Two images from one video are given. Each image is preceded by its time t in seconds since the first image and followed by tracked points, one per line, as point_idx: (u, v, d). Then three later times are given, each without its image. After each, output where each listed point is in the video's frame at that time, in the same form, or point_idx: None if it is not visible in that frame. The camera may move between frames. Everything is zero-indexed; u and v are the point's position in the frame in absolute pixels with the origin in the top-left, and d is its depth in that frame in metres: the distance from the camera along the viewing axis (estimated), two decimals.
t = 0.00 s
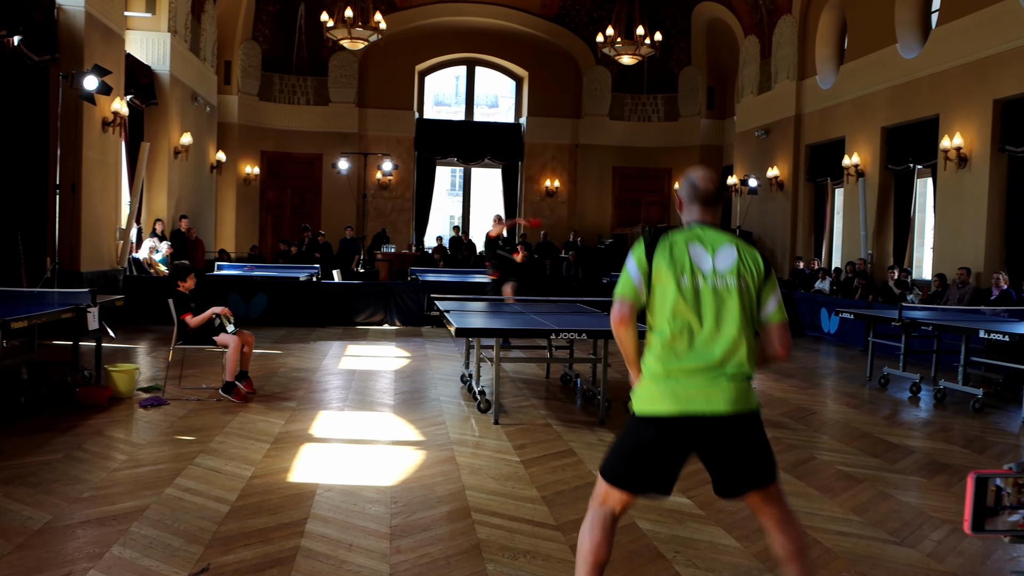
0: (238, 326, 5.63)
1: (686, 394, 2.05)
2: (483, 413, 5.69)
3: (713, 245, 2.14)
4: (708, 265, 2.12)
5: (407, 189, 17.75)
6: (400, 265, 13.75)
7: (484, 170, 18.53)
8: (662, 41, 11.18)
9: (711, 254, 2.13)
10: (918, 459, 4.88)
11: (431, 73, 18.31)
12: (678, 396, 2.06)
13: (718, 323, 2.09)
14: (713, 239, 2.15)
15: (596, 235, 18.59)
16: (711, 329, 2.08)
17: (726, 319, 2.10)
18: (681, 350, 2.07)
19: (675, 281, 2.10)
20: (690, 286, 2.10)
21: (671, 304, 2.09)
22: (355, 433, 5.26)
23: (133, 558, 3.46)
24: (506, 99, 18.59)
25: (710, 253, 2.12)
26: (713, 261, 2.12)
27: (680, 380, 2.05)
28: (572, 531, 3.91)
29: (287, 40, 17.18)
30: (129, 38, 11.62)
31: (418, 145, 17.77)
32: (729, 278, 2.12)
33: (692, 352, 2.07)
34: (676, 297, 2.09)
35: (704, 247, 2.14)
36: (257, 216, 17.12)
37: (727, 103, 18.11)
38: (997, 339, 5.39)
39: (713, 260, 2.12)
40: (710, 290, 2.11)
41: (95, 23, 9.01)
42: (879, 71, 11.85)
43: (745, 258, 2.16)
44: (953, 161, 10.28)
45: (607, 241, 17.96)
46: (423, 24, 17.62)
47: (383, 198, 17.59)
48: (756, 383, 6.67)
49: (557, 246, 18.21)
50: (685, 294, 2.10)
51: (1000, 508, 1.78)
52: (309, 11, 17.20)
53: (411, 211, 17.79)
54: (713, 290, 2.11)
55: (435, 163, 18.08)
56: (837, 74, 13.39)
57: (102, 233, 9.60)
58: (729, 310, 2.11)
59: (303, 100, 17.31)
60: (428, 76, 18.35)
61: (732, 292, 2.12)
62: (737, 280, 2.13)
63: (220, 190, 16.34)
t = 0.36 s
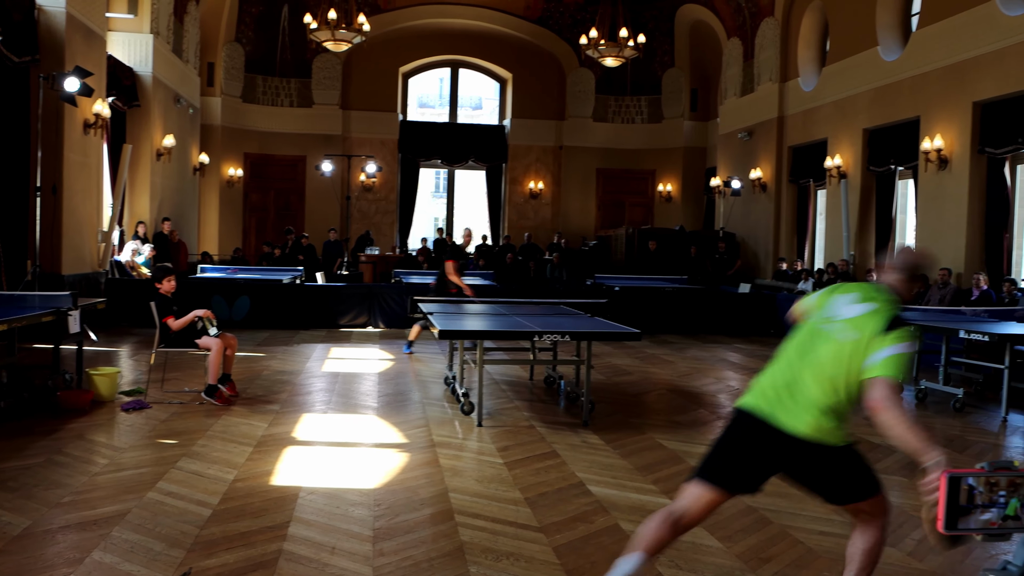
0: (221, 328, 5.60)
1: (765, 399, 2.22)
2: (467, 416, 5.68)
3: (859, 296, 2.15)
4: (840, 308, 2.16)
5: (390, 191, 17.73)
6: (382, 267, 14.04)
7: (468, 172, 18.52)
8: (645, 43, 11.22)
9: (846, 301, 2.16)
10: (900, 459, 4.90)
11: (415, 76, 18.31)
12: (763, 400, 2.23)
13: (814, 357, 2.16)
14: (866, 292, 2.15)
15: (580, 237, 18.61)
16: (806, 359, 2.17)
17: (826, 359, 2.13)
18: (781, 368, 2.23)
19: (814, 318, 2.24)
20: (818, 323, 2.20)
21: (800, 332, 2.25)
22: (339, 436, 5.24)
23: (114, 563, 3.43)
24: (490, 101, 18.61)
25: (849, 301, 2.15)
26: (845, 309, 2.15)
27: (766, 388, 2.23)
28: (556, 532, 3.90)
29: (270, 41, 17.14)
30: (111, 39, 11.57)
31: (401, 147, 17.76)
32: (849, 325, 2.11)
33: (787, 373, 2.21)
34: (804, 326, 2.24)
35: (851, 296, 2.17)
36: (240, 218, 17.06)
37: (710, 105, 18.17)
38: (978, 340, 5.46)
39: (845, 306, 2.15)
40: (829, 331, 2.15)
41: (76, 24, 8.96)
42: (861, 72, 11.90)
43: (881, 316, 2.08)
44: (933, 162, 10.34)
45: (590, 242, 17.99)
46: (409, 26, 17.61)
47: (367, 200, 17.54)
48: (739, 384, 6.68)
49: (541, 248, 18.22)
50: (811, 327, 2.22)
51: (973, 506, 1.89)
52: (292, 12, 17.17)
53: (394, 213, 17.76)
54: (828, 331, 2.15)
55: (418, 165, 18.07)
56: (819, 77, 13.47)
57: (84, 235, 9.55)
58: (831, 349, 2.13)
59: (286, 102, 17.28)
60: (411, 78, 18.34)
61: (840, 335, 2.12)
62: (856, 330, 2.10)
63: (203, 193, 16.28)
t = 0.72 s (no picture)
0: (186, 331, 5.54)
1: (913, 359, 2.69)
2: (435, 418, 5.66)
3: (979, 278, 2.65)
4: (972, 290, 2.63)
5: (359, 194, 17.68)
6: (351, 269, 13.73)
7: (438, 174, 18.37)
8: (613, 45, 11.27)
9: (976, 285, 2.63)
10: (865, 458, 4.95)
11: (384, 77, 18.19)
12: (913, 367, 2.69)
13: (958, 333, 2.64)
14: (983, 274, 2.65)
15: (549, 239, 18.66)
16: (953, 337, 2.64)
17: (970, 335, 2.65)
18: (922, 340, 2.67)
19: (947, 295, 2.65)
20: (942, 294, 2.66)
21: (930, 306, 2.67)
22: (306, 439, 5.20)
23: (73, 571, 3.37)
24: (460, 103, 18.51)
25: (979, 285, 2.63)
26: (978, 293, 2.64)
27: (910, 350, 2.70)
28: (523, 534, 3.89)
29: (238, 43, 17.04)
30: (75, 39, 11.44)
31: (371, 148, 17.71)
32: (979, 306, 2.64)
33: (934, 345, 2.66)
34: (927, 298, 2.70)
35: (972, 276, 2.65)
36: (208, 220, 16.92)
37: (680, 108, 18.32)
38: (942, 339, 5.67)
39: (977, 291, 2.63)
40: (965, 309, 2.64)
41: (38, 23, 8.86)
42: (827, 76, 12.02)
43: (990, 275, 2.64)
44: (898, 166, 10.47)
45: (559, 244, 18.04)
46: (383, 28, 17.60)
47: (336, 203, 17.44)
48: (706, 386, 6.71)
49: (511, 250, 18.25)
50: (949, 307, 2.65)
51: (924, 504, 2.59)
52: (261, 13, 17.10)
53: (364, 215, 17.70)
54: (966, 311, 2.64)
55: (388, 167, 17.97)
56: (786, 80, 13.62)
57: (46, 237, 9.43)
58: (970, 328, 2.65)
59: (255, 104, 17.19)
60: (381, 79, 18.19)
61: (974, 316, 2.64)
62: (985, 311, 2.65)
63: (170, 195, 16.12)
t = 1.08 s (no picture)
0: (133, 335, 5.47)
1: (1002, 428, 2.74)
2: (385, 420, 5.63)
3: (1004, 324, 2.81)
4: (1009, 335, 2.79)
5: (311, 195, 17.56)
6: (302, 272, 13.16)
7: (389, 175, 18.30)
8: (565, 47, 11.32)
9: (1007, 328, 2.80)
10: (812, 455, 5.02)
11: (336, 77, 18.12)
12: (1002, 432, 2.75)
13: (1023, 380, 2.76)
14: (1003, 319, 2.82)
15: (501, 240, 18.66)
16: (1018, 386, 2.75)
17: None
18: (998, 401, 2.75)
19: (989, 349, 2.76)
20: (1001, 352, 2.76)
21: (984, 364, 2.77)
22: (255, 443, 5.14)
23: None
24: (412, 104, 18.46)
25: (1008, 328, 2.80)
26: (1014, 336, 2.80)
27: (994, 418, 2.75)
28: (472, 536, 3.88)
29: (187, 41, 16.80)
30: (16, 35, 11.19)
31: (322, 149, 17.61)
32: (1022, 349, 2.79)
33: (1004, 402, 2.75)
34: (987, 362, 2.76)
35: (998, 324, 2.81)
36: (155, 221, 16.62)
37: (631, 110, 18.46)
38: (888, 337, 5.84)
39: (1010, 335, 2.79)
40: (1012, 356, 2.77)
41: None
42: (775, 79, 12.19)
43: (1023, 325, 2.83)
44: (844, 168, 10.69)
45: (512, 245, 18.06)
46: (340, 27, 17.52)
47: (287, 204, 17.31)
48: (658, 386, 6.75)
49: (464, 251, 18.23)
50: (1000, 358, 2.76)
51: (855, 502, 2.59)
52: (210, 12, 16.90)
53: (316, 216, 17.56)
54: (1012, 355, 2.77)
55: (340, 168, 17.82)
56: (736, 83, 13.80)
57: None
58: None
59: (204, 104, 16.94)
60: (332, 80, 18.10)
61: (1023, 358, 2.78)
62: None
63: (116, 196, 15.80)
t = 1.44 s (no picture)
0: (90, 337, 5.45)
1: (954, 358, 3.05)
2: (345, 422, 5.61)
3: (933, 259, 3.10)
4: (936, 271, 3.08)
5: (272, 196, 17.45)
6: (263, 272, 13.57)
7: (352, 175, 18.32)
8: (527, 48, 11.32)
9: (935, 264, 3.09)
10: (771, 455, 5.07)
11: (298, 78, 18.03)
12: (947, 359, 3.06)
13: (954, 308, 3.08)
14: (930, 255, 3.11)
15: (464, 241, 18.65)
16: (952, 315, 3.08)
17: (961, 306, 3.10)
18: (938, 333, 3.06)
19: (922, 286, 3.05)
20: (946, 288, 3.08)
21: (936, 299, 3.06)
22: (214, 446, 5.10)
23: None
24: (375, 105, 18.45)
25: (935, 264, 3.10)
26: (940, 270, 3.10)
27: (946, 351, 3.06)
28: (432, 538, 3.85)
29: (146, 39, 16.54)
30: None
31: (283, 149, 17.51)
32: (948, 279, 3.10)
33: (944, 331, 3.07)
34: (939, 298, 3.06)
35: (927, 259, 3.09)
36: (114, 222, 16.35)
37: (594, 112, 18.53)
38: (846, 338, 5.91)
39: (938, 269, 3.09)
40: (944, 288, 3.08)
41: None
42: (737, 81, 12.29)
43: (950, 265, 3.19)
44: (804, 170, 10.83)
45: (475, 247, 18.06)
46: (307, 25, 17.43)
47: (248, 204, 17.18)
48: (620, 387, 6.78)
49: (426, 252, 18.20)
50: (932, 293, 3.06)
51: (803, 503, 2.60)
52: (170, 9, 16.69)
53: (278, 217, 17.46)
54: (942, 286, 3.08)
55: (300, 169, 17.78)
56: (697, 85, 13.91)
57: None
58: (958, 300, 3.10)
59: (163, 102, 16.69)
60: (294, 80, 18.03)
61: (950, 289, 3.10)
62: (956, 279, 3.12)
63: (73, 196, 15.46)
